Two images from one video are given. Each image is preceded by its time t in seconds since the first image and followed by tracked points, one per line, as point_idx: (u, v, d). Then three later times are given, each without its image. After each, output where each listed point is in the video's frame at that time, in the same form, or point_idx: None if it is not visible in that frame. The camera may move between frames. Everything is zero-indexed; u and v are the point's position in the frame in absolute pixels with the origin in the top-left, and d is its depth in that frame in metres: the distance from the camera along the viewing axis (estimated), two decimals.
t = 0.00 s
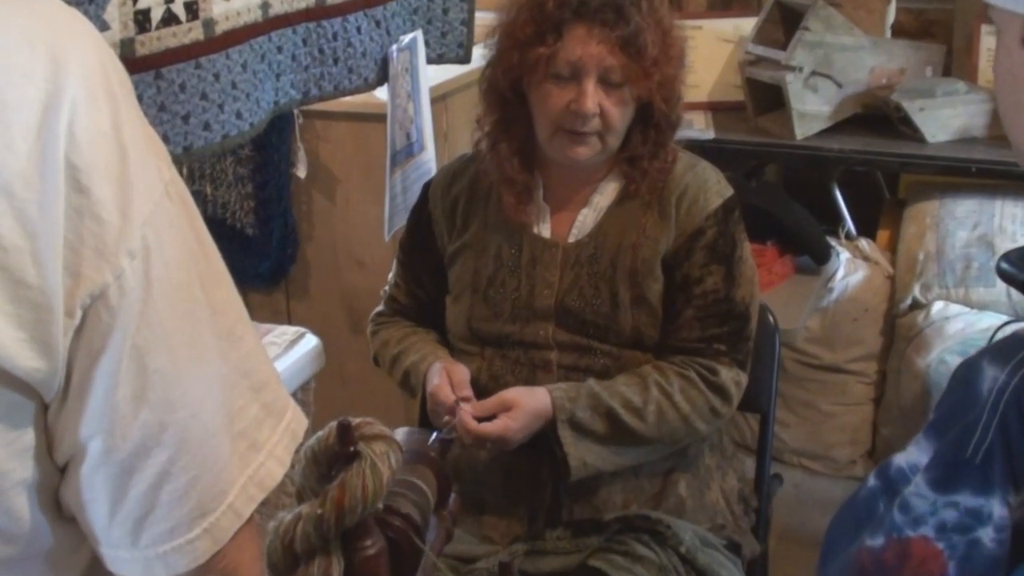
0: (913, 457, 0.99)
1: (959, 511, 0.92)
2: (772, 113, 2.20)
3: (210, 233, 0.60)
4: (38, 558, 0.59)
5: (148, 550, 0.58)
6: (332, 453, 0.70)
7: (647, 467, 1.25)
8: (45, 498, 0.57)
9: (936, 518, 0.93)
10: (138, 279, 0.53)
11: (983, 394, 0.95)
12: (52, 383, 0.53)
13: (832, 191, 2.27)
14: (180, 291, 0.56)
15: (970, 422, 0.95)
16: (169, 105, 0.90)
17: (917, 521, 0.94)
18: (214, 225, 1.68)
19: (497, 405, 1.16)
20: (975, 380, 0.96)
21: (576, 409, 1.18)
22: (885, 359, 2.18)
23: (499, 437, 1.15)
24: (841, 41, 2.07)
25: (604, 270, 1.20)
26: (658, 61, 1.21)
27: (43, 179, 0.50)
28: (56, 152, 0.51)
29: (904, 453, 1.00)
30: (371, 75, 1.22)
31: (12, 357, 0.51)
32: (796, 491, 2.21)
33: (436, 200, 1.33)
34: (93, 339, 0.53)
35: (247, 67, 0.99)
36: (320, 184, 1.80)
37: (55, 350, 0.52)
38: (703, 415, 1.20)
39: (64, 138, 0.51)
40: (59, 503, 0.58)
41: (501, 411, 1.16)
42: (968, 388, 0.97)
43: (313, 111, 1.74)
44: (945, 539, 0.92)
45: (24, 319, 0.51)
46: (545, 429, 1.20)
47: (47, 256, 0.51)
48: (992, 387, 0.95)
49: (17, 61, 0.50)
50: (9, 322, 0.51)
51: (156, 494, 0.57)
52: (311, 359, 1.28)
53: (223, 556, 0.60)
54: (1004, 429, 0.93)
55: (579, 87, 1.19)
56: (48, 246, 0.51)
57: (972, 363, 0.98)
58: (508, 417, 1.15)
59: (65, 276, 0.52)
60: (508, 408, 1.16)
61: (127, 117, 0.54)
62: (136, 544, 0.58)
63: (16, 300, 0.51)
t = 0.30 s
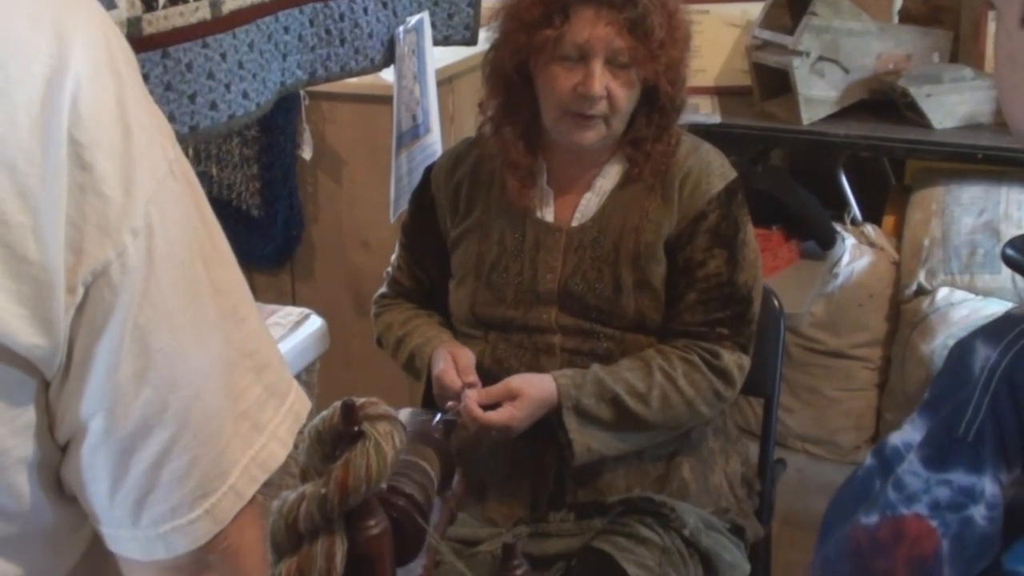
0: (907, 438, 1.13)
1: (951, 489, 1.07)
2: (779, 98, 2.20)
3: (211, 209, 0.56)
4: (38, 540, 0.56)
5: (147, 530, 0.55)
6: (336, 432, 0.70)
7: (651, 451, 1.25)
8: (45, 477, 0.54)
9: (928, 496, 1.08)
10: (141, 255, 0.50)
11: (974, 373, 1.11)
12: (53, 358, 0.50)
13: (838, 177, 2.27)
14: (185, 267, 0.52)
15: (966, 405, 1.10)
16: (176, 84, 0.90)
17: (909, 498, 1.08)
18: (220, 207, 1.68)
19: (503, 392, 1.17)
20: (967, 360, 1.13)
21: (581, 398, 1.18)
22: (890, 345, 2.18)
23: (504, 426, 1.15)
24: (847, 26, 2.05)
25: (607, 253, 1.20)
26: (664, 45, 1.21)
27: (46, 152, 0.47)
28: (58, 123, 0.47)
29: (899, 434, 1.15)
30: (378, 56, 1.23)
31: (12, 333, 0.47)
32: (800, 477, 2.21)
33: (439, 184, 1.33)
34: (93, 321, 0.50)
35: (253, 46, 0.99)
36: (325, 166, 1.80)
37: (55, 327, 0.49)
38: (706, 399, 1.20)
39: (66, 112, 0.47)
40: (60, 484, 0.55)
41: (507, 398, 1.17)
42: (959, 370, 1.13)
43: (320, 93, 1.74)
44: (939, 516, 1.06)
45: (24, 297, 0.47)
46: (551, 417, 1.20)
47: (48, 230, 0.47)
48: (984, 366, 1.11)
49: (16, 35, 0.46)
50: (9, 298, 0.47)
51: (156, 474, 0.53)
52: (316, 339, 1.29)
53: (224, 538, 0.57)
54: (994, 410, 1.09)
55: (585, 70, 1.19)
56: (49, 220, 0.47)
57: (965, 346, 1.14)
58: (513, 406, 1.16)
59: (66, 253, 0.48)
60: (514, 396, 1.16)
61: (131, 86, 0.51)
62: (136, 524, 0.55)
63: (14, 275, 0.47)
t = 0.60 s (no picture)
0: (906, 414, 1.00)
1: (951, 465, 0.94)
2: (784, 79, 2.19)
3: (213, 186, 0.56)
4: (43, 516, 0.56)
5: (151, 507, 0.55)
6: (341, 412, 0.69)
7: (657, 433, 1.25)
8: (47, 455, 0.53)
9: (927, 473, 0.94)
10: (144, 233, 0.49)
11: (973, 349, 0.97)
12: (55, 335, 0.49)
13: (843, 158, 2.26)
14: (187, 244, 0.51)
15: (963, 377, 0.97)
16: (178, 66, 0.89)
17: (908, 476, 0.95)
18: (224, 190, 1.68)
19: (507, 376, 1.16)
20: (965, 338, 0.98)
21: (585, 378, 1.18)
22: (895, 326, 2.17)
23: (507, 412, 1.14)
24: (853, 7, 2.05)
25: (610, 236, 1.20)
26: (670, 23, 1.21)
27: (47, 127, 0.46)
28: (60, 101, 0.47)
29: (898, 409, 1.01)
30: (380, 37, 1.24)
31: (14, 310, 0.47)
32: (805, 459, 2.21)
33: (442, 167, 1.33)
34: (95, 303, 0.49)
35: (255, 27, 0.99)
36: (330, 148, 1.79)
37: (58, 303, 0.48)
38: (711, 380, 1.20)
39: (68, 88, 0.47)
40: (65, 462, 0.55)
41: (510, 383, 1.17)
42: (957, 344, 0.99)
43: (324, 75, 1.74)
44: (937, 492, 0.93)
45: (27, 274, 0.47)
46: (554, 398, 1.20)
47: (48, 206, 0.47)
48: (983, 341, 0.97)
49: (18, 12, 0.45)
50: (13, 275, 0.47)
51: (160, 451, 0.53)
52: (320, 320, 1.29)
53: (228, 515, 0.57)
54: (993, 386, 0.95)
55: (593, 51, 1.18)
56: (51, 196, 0.47)
57: (962, 322, 0.99)
58: (516, 391, 1.15)
59: (69, 229, 0.48)
60: (518, 379, 1.16)
61: (131, 63, 0.50)
62: (140, 500, 0.54)
63: (15, 252, 0.47)
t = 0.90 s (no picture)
0: (909, 389, 0.83)
1: (952, 442, 0.79)
2: (789, 61, 2.18)
3: (217, 160, 0.56)
4: (47, 489, 0.56)
5: (156, 481, 0.54)
6: (342, 391, 0.69)
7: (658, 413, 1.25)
8: (51, 428, 0.53)
9: (928, 451, 0.79)
10: (148, 206, 0.49)
11: (973, 326, 0.80)
12: (61, 308, 0.49)
13: (848, 139, 2.26)
14: (192, 216, 0.51)
15: (966, 345, 0.80)
16: (182, 44, 0.89)
17: (908, 454, 0.80)
18: (229, 170, 1.68)
19: (506, 349, 1.17)
20: (966, 309, 0.81)
21: (585, 352, 1.18)
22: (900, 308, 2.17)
23: (505, 383, 1.16)
24: None
25: (616, 216, 1.20)
26: None
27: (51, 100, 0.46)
28: (65, 73, 0.47)
29: (900, 383, 0.84)
30: (383, 18, 1.25)
31: (20, 283, 0.47)
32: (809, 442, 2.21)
33: (445, 149, 1.33)
34: (100, 279, 0.49)
35: (259, 6, 0.99)
36: (334, 129, 1.79)
37: (64, 275, 0.48)
38: (717, 360, 1.20)
39: (72, 59, 0.47)
40: (70, 437, 0.55)
41: (509, 355, 1.17)
42: (958, 318, 0.81)
43: (328, 55, 1.74)
44: (939, 470, 0.78)
45: (33, 248, 0.47)
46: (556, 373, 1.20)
47: (53, 179, 0.47)
48: (985, 317, 0.79)
49: None
50: (20, 249, 0.47)
51: (166, 423, 0.53)
52: (325, 300, 1.29)
53: (234, 488, 0.57)
54: (995, 363, 0.78)
55: (603, 27, 1.18)
56: (56, 168, 0.47)
57: (964, 298, 0.82)
58: (514, 362, 1.16)
59: (74, 202, 0.48)
60: (516, 352, 1.17)
61: (136, 39, 0.50)
62: (147, 474, 0.54)
63: (19, 224, 0.46)
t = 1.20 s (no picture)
0: (907, 367, 0.74)
1: (948, 421, 0.71)
2: (793, 45, 2.18)
3: (223, 143, 0.56)
4: (53, 469, 0.55)
5: (162, 460, 0.54)
6: (345, 374, 0.69)
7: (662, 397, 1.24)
8: (56, 407, 0.53)
9: (925, 430, 0.71)
10: (154, 184, 0.49)
11: (970, 305, 0.71)
12: (66, 287, 0.49)
13: (851, 124, 2.26)
14: (196, 196, 0.51)
15: (964, 324, 0.71)
16: (183, 28, 0.89)
17: (905, 434, 0.72)
18: (233, 156, 1.69)
19: (510, 333, 1.16)
20: (960, 289, 0.72)
21: (589, 334, 1.18)
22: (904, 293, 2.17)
23: (508, 367, 1.15)
24: None
25: (619, 199, 1.20)
26: None
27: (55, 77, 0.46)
28: (68, 51, 0.47)
29: (898, 363, 0.76)
30: (385, 2, 1.25)
31: (23, 261, 0.47)
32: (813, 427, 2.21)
33: (447, 134, 1.33)
34: (104, 260, 0.49)
35: None
36: (336, 114, 1.79)
37: (69, 253, 0.48)
38: (720, 343, 1.20)
39: (76, 37, 0.47)
40: (75, 416, 0.55)
41: (513, 340, 1.16)
42: (955, 299, 0.72)
43: (330, 40, 1.73)
44: (935, 449, 0.71)
45: (37, 227, 0.47)
46: (559, 356, 1.20)
47: (57, 157, 0.47)
48: (980, 298, 0.71)
49: None
50: (22, 226, 0.47)
51: (171, 402, 0.52)
52: (328, 284, 1.29)
53: (238, 467, 0.57)
54: (993, 343, 0.70)
55: (606, 15, 1.18)
56: (60, 147, 0.47)
57: (959, 277, 0.73)
58: (519, 347, 1.15)
59: (78, 181, 0.47)
60: (519, 336, 1.16)
61: (141, 18, 0.50)
62: (153, 453, 0.54)
63: (25, 202, 0.47)
